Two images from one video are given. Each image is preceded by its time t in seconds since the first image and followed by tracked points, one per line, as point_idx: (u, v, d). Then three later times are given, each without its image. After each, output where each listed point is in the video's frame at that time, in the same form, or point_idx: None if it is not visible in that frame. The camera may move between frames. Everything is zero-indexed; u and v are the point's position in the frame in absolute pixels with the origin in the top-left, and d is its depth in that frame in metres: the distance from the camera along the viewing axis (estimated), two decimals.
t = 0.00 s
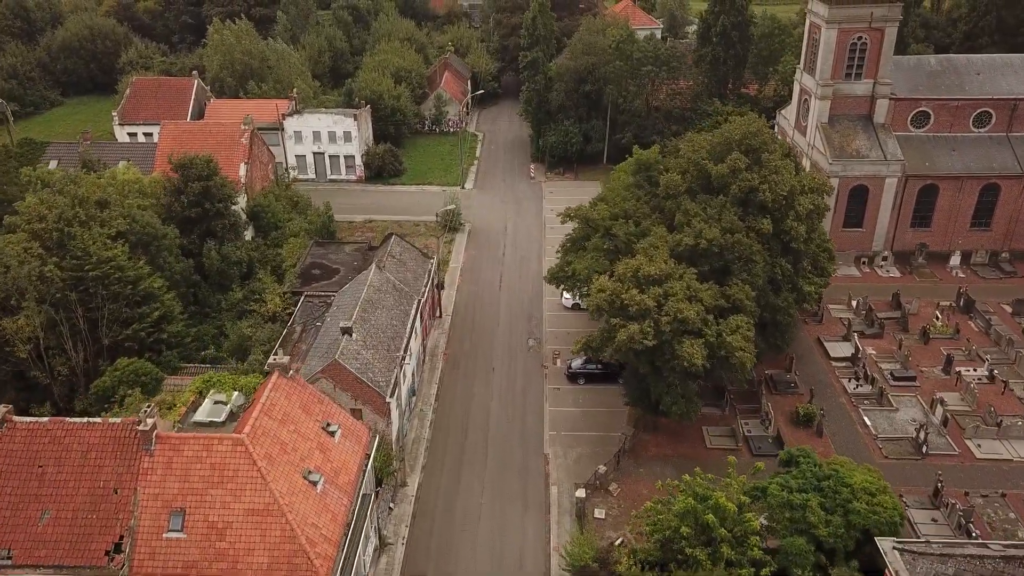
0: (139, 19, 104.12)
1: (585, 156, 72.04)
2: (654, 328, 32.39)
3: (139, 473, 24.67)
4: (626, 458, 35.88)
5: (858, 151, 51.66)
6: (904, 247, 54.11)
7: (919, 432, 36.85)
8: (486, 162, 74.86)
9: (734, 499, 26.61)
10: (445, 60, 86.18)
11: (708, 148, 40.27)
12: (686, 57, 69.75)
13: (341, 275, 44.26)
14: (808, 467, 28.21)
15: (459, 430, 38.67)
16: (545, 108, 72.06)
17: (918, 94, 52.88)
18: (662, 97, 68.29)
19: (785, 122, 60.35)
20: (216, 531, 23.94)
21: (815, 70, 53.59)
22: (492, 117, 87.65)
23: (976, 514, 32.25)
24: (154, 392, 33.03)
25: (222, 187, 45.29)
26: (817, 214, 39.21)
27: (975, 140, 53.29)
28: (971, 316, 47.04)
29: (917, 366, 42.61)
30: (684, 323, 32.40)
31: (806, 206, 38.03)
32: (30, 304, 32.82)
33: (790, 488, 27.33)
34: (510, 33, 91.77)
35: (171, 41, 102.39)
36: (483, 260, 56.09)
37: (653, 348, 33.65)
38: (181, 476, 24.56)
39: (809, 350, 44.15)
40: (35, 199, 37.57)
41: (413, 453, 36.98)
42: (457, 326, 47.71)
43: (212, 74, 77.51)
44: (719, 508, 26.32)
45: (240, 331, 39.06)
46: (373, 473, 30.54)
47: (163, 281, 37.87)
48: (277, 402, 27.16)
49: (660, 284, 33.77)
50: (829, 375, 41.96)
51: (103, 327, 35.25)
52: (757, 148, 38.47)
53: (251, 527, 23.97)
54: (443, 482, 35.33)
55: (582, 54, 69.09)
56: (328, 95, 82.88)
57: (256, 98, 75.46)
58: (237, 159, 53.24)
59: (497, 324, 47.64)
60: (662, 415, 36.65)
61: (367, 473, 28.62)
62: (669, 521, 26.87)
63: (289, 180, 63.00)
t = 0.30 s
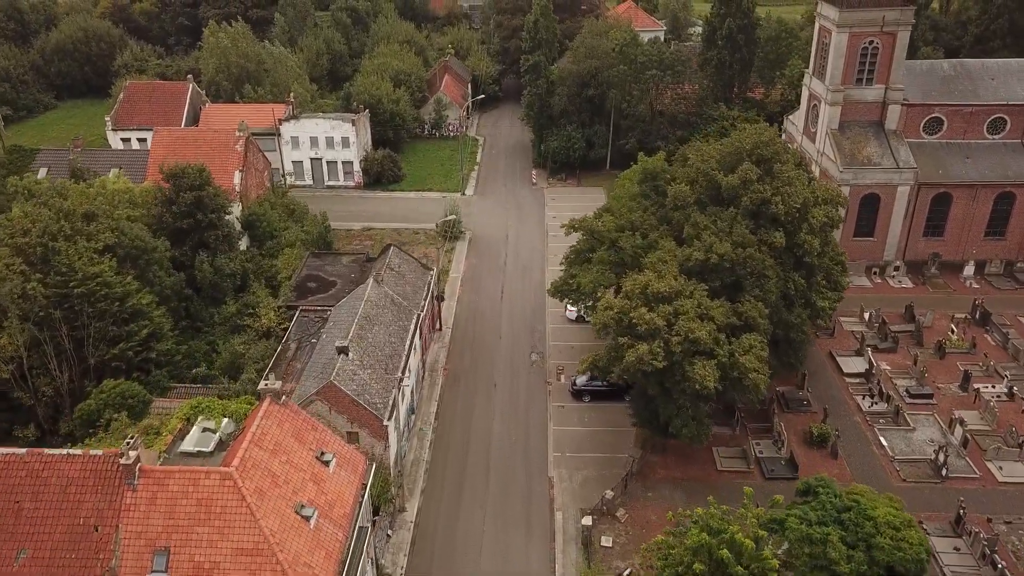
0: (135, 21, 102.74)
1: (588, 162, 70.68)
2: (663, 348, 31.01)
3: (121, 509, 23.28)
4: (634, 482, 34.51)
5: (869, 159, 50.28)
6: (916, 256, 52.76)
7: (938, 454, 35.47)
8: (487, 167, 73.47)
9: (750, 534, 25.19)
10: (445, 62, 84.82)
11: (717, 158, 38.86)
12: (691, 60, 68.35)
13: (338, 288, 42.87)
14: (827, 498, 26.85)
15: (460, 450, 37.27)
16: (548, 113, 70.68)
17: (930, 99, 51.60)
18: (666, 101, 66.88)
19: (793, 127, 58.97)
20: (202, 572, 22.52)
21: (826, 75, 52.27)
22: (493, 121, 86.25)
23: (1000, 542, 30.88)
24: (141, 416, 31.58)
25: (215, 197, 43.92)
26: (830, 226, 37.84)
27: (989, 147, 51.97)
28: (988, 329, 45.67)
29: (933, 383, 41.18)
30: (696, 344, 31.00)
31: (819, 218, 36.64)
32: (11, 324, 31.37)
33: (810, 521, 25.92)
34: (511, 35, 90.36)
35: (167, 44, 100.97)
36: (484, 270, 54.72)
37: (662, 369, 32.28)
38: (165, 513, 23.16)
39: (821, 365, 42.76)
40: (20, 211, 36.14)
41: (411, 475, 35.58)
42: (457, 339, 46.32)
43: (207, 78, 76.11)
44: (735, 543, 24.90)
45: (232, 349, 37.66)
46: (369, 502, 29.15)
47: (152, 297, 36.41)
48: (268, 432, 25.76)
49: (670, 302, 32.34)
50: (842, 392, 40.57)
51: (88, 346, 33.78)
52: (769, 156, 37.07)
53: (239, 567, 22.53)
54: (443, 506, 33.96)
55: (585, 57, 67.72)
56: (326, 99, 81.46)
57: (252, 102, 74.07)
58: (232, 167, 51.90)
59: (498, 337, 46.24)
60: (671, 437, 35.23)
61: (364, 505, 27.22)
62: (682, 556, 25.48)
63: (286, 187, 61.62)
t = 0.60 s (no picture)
0: (130, 24, 101.19)
1: (591, 169, 69.11)
2: (675, 374, 29.42)
3: (97, 556, 21.71)
4: (642, 512, 32.91)
5: (882, 169, 48.74)
6: (930, 269, 51.18)
7: (962, 482, 33.87)
8: (488, 174, 71.90)
9: None
10: (444, 67, 83.27)
11: (729, 170, 37.25)
12: (696, 65, 66.79)
13: (333, 304, 41.31)
14: (852, 538, 25.23)
15: (460, 476, 35.69)
16: (550, 119, 69.13)
17: (945, 107, 50.06)
18: (671, 107, 65.32)
19: (803, 135, 57.41)
20: None
21: (837, 82, 50.76)
22: (493, 126, 84.66)
23: None
24: (123, 446, 29.84)
25: (207, 210, 42.36)
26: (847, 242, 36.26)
27: (1006, 156, 50.41)
28: (1007, 346, 44.07)
29: (953, 404, 39.59)
30: (709, 369, 29.40)
31: (836, 234, 35.05)
32: None
33: (834, 564, 24.27)
34: (512, 39, 88.80)
35: (163, 47, 99.45)
36: (485, 282, 53.14)
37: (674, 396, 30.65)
38: (144, 561, 21.57)
39: (835, 385, 41.14)
40: None
41: (410, 504, 34.02)
42: (458, 355, 44.77)
43: (202, 83, 74.54)
44: None
45: (222, 370, 36.10)
46: (365, 539, 27.54)
47: (138, 317, 34.79)
48: (256, 470, 24.16)
49: (681, 324, 30.75)
50: (858, 413, 38.95)
51: (70, 369, 32.13)
52: (783, 169, 35.45)
53: None
54: (442, 537, 32.39)
55: (587, 62, 66.17)
56: (323, 104, 79.92)
57: (247, 108, 72.47)
58: (225, 177, 50.41)
59: (500, 355, 44.65)
60: (682, 464, 33.62)
61: (359, 545, 25.55)
62: None
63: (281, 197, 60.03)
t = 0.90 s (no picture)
0: (125, 26, 99.83)
1: (593, 175, 67.76)
2: (687, 399, 28.04)
3: None
4: (651, 540, 31.54)
5: (895, 177, 47.39)
6: (943, 279, 49.82)
7: (984, 507, 32.49)
8: (488, 180, 70.52)
9: None
10: (444, 70, 81.94)
11: (740, 182, 35.86)
12: (701, 69, 65.46)
13: (329, 319, 39.93)
14: None
15: (461, 501, 34.33)
16: (551, 123, 67.75)
17: (959, 113, 48.73)
18: (676, 112, 63.94)
19: (811, 142, 56.01)
20: None
21: (848, 87, 49.38)
22: (494, 130, 83.25)
23: None
24: (106, 474, 28.23)
25: (198, 221, 40.94)
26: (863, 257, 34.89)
27: (1021, 163, 49.07)
28: None
29: (971, 423, 38.21)
30: (723, 394, 28.01)
31: (852, 249, 33.67)
32: None
33: None
34: (513, 41, 87.41)
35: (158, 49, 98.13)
36: (486, 293, 51.77)
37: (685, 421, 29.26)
38: None
39: (848, 402, 39.73)
40: None
41: (409, 530, 32.67)
42: (458, 371, 43.39)
43: (197, 87, 73.14)
44: None
45: (213, 390, 34.73)
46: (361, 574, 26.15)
47: (124, 336, 33.36)
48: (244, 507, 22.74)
49: (692, 346, 29.36)
50: (873, 433, 37.54)
51: (52, 393, 30.64)
52: (797, 180, 34.06)
53: None
54: (442, 567, 31.05)
55: (590, 67, 64.88)
56: (320, 108, 78.56)
57: (243, 112, 71.03)
58: (219, 185, 49.02)
59: (502, 370, 43.26)
60: (692, 489, 32.27)
61: None
62: None
63: (277, 204, 58.65)
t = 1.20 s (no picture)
0: (120, 28, 98.22)
1: (597, 182, 66.22)
2: (702, 431, 26.45)
3: None
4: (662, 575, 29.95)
5: (910, 188, 45.84)
6: (959, 293, 48.27)
7: (1012, 539, 30.91)
8: (489, 187, 68.95)
9: None
10: (444, 74, 80.38)
11: (754, 197, 34.30)
12: (708, 74, 63.90)
13: (324, 338, 38.34)
14: None
15: (462, 531, 32.74)
16: (554, 130, 66.18)
17: (976, 121, 47.29)
18: (682, 118, 62.36)
19: (822, 150, 54.42)
20: None
21: (861, 94, 47.82)
22: (495, 135, 81.70)
23: None
24: (86, 511, 26.88)
25: (189, 236, 39.34)
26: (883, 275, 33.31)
27: None
28: None
29: (993, 447, 36.64)
30: (740, 425, 26.41)
31: (872, 267, 32.09)
32: None
33: None
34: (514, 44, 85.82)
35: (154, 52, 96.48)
36: (487, 306, 50.16)
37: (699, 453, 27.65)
38: None
39: (866, 424, 38.14)
40: None
41: (407, 564, 31.10)
42: (459, 389, 41.81)
43: (192, 92, 71.54)
44: None
45: (202, 415, 33.11)
46: None
47: (108, 360, 31.68)
48: (230, 556, 21.12)
49: (707, 373, 27.77)
50: (892, 458, 35.96)
51: (30, 423, 28.89)
52: (815, 195, 32.52)
53: None
54: None
55: (594, 72, 63.48)
56: (318, 113, 77.02)
57: (239, 118, 69.43)
58: (212, 196, 47.44)
59: (504, 390, 41.65)
60: (705, 521, 30.69)
61: None
62: None
63: (273, 214, 57.07)
